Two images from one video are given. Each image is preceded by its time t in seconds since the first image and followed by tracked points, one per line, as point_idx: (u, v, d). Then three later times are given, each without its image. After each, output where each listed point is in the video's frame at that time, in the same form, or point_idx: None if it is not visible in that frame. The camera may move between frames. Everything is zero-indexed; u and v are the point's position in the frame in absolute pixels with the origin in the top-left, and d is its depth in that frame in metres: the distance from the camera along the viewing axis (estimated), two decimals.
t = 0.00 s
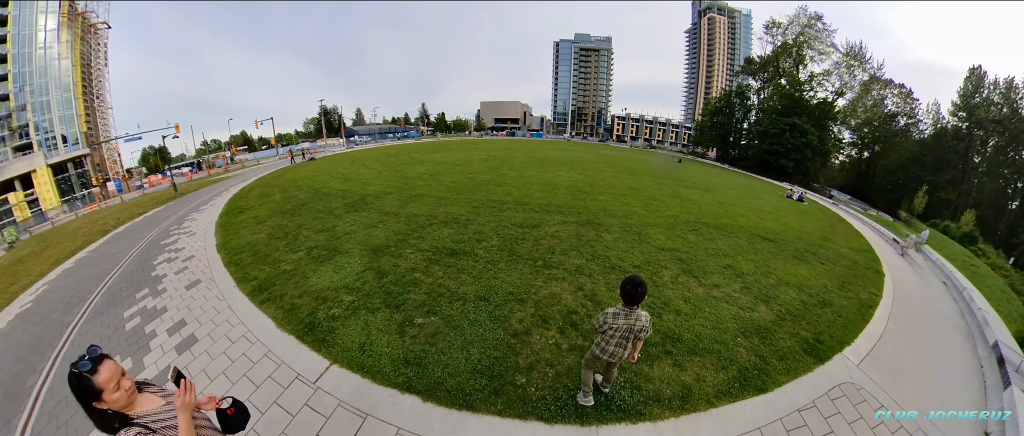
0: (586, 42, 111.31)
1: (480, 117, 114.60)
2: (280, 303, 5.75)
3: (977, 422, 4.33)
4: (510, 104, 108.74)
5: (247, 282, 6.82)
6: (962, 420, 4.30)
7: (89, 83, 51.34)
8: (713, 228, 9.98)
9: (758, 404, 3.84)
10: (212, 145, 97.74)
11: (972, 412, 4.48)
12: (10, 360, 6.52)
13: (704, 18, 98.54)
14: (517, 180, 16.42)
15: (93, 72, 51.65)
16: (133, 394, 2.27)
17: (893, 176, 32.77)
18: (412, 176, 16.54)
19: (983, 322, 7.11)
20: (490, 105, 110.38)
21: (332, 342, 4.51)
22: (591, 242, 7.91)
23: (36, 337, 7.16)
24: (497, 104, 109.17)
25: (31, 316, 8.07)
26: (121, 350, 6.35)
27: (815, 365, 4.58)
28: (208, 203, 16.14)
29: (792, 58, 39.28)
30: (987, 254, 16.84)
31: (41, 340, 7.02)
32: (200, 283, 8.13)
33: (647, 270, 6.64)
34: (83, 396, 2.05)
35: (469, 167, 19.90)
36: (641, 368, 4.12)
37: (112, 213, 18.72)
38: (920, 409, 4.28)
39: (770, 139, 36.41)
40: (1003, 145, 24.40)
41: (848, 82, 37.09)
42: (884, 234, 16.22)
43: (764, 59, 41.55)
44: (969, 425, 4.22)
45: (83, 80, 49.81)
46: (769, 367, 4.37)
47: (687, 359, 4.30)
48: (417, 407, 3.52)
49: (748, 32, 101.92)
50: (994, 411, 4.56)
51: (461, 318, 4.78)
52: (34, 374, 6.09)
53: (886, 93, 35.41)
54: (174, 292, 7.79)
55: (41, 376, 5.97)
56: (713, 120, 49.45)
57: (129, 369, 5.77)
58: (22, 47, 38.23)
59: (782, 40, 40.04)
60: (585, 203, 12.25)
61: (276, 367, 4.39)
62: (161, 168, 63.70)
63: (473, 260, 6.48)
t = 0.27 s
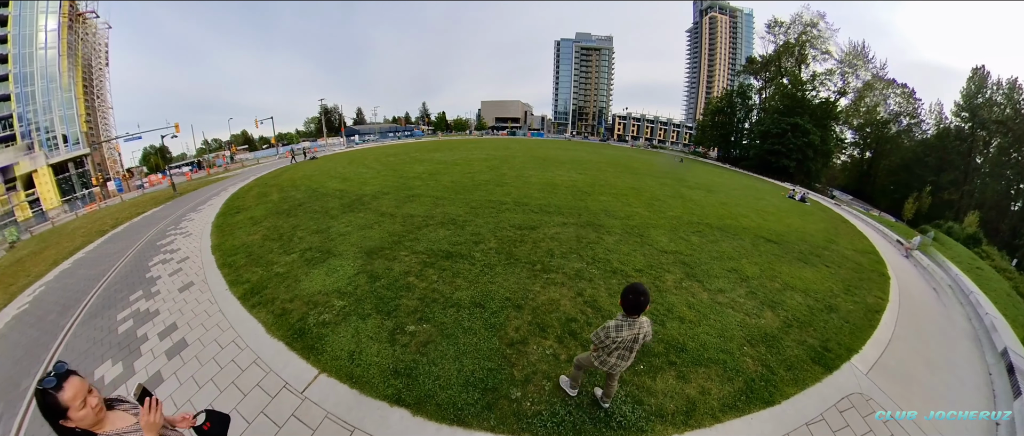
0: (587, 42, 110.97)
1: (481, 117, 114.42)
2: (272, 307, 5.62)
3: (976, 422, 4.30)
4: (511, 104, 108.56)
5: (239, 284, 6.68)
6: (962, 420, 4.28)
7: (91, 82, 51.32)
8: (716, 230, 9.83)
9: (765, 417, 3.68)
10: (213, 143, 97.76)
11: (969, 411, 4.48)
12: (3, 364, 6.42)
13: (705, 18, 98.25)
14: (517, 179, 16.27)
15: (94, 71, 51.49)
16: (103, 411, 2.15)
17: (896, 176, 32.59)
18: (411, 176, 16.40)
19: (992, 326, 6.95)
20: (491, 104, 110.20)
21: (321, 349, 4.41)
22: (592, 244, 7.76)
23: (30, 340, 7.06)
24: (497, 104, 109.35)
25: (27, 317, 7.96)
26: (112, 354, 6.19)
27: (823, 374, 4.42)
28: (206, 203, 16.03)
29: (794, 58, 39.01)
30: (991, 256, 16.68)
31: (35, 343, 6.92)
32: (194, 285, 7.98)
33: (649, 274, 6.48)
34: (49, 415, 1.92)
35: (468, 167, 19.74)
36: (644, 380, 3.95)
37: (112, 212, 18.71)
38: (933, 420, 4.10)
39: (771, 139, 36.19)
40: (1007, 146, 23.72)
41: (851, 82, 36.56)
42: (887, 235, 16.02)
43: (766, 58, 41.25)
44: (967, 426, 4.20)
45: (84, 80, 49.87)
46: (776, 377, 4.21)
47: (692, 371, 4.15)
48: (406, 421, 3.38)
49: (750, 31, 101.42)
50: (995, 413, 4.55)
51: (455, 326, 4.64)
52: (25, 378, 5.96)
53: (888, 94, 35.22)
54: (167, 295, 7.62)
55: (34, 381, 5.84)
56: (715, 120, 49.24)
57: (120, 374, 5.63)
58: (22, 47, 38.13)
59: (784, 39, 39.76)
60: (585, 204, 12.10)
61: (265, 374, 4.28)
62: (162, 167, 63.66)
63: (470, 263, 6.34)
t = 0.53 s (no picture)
0: (588, 41, 110.59)
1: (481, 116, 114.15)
2: (262, 315, 5.66)
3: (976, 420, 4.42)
4: (512, 103, 108.24)
5: (233, 290, 6.68)
6: (961, 416, 4.42)
7: (92, 82, 51.11)
8: (720, 233, 9.69)
9: None
10: (214, 142, 97.69)
11: (968, 405, 4.62)
12: None
13: (707, 17, 97.83)
14: (517, 180, 16.13)
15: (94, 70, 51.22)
16: None
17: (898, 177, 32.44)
18: (410, 176, 16.29)
19: (999, 332, 6.82)
20: (492, 103, 109.88)
21: (311, 361, 4.38)
22: (593, 249, 7.63)
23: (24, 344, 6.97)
24: (497, 103, 109.28)
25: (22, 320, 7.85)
26: (105, 361, 6.09)
27: (830, 388, 4.28)
28: (204, 203, 15.93)
29: (797, 57, 38.74)
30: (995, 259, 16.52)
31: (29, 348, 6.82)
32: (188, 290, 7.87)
33: (653, 281, 6.34)
34: None
35: (468, 167, 19.62)
36: (647, 397, 3.83)
37: (111, 213, 18.63)
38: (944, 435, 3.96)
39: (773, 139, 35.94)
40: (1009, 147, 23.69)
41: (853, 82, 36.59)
42: (891, 237, 15.86)
43: (768, 57, 40.98)
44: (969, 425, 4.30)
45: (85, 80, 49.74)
46: (783, 392, 4.08)
47: (696, 386, 4.02)
48: None
49: (751, 31, 101.08)
50: (993, 409, 4.72)
51: (449, 337, 4.55)
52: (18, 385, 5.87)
53: (885, 99, 35.37)
54: (161, 300, 7.52)
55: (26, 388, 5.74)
56: (716, 119, 48.99)
57: (112, 382, 5.53)
58: (23, 47, 37.68)
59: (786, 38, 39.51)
60: (586, 206, 11.98)
61: (256, 386, 4.25)
62: (163, 167, 63.57)
63: (466, 269, 6.25)
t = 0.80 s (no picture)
0: (589, 40, 110.35)
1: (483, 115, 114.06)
2: (258, 319, 5.70)
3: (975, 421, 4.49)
4: (513, 102, 108.04)
5: (228, 294, 6.79)
6: (960, 419, 4.46)
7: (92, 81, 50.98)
8: (722, 236, 9.61)
9: None
10: (216, 141, 97.80)
11: (968, 409, 4.68)
12: None
13: (708, 17, 97.54)
14: (517, 181, 16.05)
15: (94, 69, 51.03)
16: None
17: (899, 178, 32.24)
18: (409, 176, 16.23)
19: (1003, 338, 6.74)
20: (493, 103, 109.77)
21: (306, 369, 4.37)
22: (594, 252, 7.55)
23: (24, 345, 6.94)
24: (498, 102, 109.16)
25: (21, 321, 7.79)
26: (101, 365, 6.03)
27: (835, 397, 4.20)
28: (204, 203, 15.89)
29: (798, 57, 38.57)
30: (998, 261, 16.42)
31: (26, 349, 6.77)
32: (184, 293, 7.81)
33: (655, 287, 6.25)
34: None
35: (468, 167, 19.56)
36: (648, 409, 3.75)
37: (111, 212, 18.58)
38: None
39: (775, 139, 35.79)
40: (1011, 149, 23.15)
41: (855, 82, 36.44)
42: (893, 239, 15.75)
43: (769, 57, 40.82)
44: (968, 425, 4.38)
45: (86, 80, 49.71)
46: (786, 402, 4.01)
47: (698, 397, 3.96)
48: None
49: (753, 30, 100.80)
50: (992, 411, 4.79)
51: (444, 345, 4.51)
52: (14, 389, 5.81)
53: (885, 100, 35.29)
54: (158, 303, 7.45)
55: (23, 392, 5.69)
56: (717, 119, 48.82)
57: (108, 387, 5.48)
58: (24, 47, 37.43)
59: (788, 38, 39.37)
60: (587, 207, 11.91)
61: (249, 395, 4.25)
62: (164, 166, 63.56)
63: (464, 273, 6.21)
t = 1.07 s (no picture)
0: (591, 39, 110.19)
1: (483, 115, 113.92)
2: (252, 323, 5.64)
3: (975, 424, 4.53)
4: (514, 102, 107.88)
5: (223, 298, 6.73)
6: (964, 424, 4.48)
7: (93, 79, 51.02)
8: (724, 239, 9.52)
9: None
10: (217, 140, 97.86)
11: (972, 416, 4.67)
12: None
13: (709, 16, 97.22)
14: (517, 181, 15.95)
15: (95, 68, 51.01)
16: None
17: (903, 179, 31.58)
18: (408, 176, 16.15)
19: (1008, 345, 6.64)
20: (493, 102, 109.65)
21: (297, 376, 4.32)
22: (594, 256, 7.46)
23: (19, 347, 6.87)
24: (498, 102, 108.99)
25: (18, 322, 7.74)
26: (95, 369, 5.95)
27: (840, 408, 4.11)
28: (202, 203, 15.81)
29: (800, 57, 38.38)
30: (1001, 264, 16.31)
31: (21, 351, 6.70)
32: (180, 295, 7.71)
33: (657, 292, 6.15)
34: None
35: (468, 167, 19.48)
36: (648, 423, 3.66)
37: (109, 211, 18.51)
38: None
39: (776, 139, 35.59)
40: (1013, 152, 23.76)
41: (857, 82, 36.28)
42: (895, 241, 15.65)
43: (771, 57, 40.62)
44: (969, 428, 4.43)
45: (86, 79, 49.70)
46: (791, 414, 3.91)
47: (700, 410, 3.86)
48: None
49: (754, 30, 100.59)
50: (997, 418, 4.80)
51: (438, 353, 4.44)
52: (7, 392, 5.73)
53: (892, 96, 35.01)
54: (154, 305, 7.37)
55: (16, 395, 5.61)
56: (719, 119, 48.61)
57: (101, 391, 5.39)
58: (24, 46, 37.53)
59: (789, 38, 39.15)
60: (587, 208, 11.82)
61: (240, 402, 4.18)
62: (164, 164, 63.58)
63: (460, 278, 6.15)
